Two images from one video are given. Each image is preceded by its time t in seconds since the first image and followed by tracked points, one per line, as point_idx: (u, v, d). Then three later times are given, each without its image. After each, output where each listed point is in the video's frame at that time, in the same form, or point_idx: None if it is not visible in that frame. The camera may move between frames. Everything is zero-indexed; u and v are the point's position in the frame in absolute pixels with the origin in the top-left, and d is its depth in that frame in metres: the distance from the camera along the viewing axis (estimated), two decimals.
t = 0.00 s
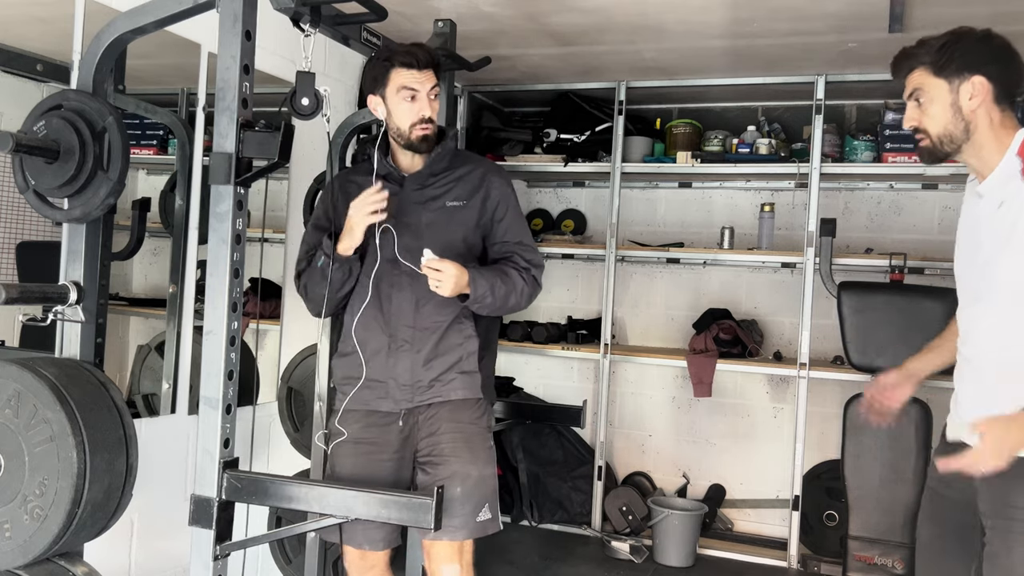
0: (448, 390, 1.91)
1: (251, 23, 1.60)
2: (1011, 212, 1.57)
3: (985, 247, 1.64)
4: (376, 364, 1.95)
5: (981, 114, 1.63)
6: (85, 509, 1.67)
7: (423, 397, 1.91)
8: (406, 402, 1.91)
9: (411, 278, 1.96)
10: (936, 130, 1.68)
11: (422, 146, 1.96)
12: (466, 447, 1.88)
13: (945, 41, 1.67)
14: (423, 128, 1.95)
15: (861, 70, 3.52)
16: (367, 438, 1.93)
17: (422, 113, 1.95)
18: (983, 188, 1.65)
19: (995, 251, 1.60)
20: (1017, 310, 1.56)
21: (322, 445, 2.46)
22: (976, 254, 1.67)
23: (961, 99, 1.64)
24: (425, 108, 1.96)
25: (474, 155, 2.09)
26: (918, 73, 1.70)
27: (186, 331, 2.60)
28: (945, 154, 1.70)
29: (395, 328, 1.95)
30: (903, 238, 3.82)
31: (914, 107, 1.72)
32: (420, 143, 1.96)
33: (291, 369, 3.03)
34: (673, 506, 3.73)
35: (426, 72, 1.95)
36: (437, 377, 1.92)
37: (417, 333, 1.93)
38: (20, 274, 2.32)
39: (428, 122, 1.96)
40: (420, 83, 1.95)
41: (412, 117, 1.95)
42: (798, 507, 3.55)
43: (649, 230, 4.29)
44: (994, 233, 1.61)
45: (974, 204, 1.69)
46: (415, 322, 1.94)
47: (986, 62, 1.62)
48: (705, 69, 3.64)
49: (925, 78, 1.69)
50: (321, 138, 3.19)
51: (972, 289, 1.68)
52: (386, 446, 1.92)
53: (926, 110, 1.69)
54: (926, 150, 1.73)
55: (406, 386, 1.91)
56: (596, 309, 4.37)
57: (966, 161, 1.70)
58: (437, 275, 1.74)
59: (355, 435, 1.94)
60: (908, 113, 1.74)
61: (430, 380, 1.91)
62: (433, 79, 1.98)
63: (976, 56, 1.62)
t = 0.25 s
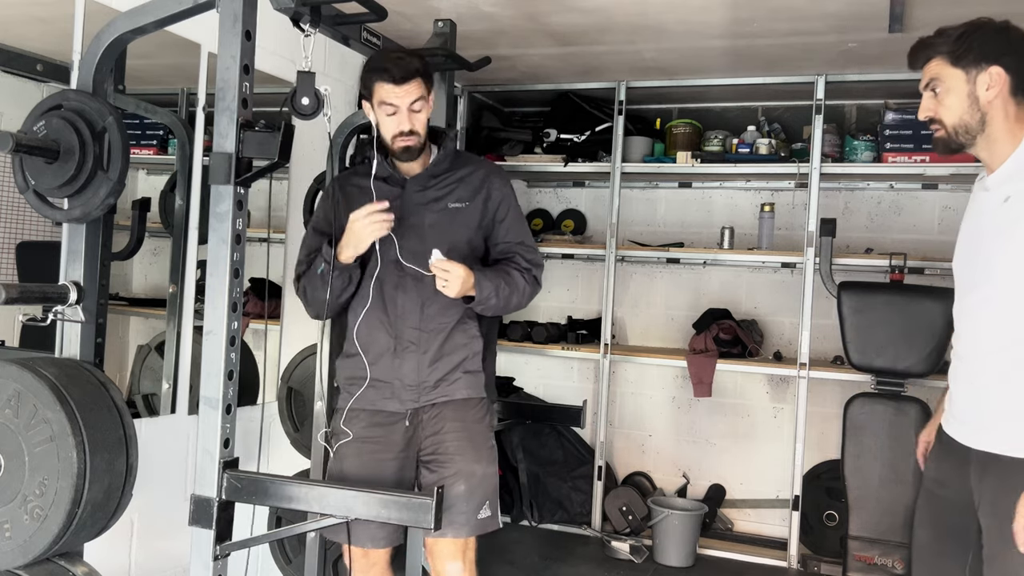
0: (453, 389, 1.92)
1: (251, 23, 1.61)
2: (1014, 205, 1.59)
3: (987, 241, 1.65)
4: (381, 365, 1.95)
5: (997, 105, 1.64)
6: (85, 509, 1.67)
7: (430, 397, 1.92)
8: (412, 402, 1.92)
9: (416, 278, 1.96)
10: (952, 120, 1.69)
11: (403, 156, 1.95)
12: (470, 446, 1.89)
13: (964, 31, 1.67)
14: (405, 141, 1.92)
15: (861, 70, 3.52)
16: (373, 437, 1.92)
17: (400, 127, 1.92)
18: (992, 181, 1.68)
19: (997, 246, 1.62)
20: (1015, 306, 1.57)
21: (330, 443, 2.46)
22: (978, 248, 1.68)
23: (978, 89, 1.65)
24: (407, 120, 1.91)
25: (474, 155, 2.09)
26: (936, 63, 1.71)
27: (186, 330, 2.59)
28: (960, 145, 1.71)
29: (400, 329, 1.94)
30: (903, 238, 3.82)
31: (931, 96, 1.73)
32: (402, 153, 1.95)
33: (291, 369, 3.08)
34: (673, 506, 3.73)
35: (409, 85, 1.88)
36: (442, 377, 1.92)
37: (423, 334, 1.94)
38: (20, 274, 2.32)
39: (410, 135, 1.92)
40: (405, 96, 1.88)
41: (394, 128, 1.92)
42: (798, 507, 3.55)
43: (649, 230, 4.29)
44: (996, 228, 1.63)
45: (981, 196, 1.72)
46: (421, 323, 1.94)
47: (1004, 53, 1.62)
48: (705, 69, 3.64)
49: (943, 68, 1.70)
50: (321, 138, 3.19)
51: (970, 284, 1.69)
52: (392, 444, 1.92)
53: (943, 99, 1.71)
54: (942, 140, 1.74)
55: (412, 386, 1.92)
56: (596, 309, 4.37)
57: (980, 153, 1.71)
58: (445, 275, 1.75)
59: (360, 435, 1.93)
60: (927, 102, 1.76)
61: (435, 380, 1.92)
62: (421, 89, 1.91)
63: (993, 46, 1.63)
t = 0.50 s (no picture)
0: (453, 390, 1.90)
1: (251, 23, 1.60)
2: (1018, 203, 1.59)
3: (990, 239, 1.65)
4: (383, 364, 1.96)
5: (1004, 104, 1.62)
6: (85, 509, 1.67)
7: (431, 398, 1.91)
8: (413, 402, 1.92)
9: (415, 278, 1.95)
10: (959, 119, 1.68)
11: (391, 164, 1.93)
12: (471, 445, 1.88)
13: (971, 29, 1.66)
14: (389, 151, 1.89)
15: (861, 70, 3.52)
16: (377, 433, 1.94)
17: (382, 139, 1.88)
18: (997, 179, 1.68)
19: (999, 244, 1.62)
20: (1016, 305, 1.57)
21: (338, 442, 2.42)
22: (982, 246, 1.68)
23: (985, 87, 1.63)
24: (389, 131, 1.87)
25: (478, 150, 2.05)
26: (943, 60, 1.69)
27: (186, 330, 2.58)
28: (967, 143, 1.69)
29: (400, 331, 1.95)
30: (903, 238, 3.82)
31: (938, 94, 1.72)
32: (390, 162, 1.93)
33: (291, 368, 2.99)
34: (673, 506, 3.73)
35: (384, 98, 1.81)
36: (442, 377, 1.91)
37: (422, 336, 1.93)
38: (20, 274, 2.32)
39: (394, 146, 1.89)
40: (383, 108, 1.83)
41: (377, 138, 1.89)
42: (798, 507, 3.55)
43: (649, 230, 4.29)
44: (999, 225, 1.63)
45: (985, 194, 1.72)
46: (421, 323, 1.93)
47: (1011, 51, 1.60)
48: (705, 69, 3.64)
49: (950, 65, 1.68)
50: (322, 138, 3.19)
51: (972, 282, 1.69)
52: (396, 440, 1.94)
53: (950, 98, 1.69)
54: (949, 138, 1.73)
55: (413, 387, 1.92)
56: (596, 309, 4.37)
57: (986, 152, 1.70)
58: (439, 263, 1.71)
59: (364, 432, 1.96)
60: (933, 100, 1.74)
61: (435, 381, 1.91)
62: (401, 98, 1.84)
63: (1001, 44, 1.61)
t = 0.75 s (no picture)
0: (460, 396, 1.86)
1: (251, 23, 1.60)
2: (1021, 204, 1.59)
3: (992, 239, 1.65)
4: (393, 367, 1.96)
5: (1010, 103, 1.61)
6: (85, 509, 1.67)
7: (438, 405, 1.88)
8: (419, 409, 1.90)
9: (423, 283, 1.93)
10: (964, 118, 1.67)
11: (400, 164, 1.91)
12: (478, 452, 1.84)
13: (976, 27, 1.64)
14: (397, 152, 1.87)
15: (861, 70, 3.52)
16: (387, 435, 1.94)
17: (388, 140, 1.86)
18: (1000, 179, 1.69)
19: (999, 244, 1.62)
20: (1015, 305, 1.57)
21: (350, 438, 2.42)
22: (983, 246, 1.68)
23: (991, 87, 1.62)
24: (394, 132, 1.84)
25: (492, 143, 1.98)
26: (947, 60, 1.67)
27: (187, 330, 2.57)
28: (973, 143, 1.69)
29: (408, 336, 1.93)
30: (903, 238, 3.82)
31: (942, 93, 1.70)
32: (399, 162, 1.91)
33: (291, 369, 2.92)
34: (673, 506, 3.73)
35: (385, 98, 1.78)
36: (448, 384, 1.87)
37: (429, 342, 1.90)
38: (20, 274, 2.32)
39: (400, 146, 1.86)
40: (387, 110, 1.80)
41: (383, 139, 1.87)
42: (798, 507, 3.55)
43: (649, 230, 4.29)
44: (1001, 225, 1.64)
45: (988, 193, 1.73)
46: (428, 329, 1.91)
47: (1017, 50, 1.59)
48: (706, 69, 3.64)
49: (955, 64, 1.66)
50: (322, 138, 3.19)
51: (972, 282, 1.69)
52: (404, 443, 1.92)
53: (955, 97, 1.67)
54: (954, 138, 1.72)
55: (419, 393, 1.90)
56: (596, 309, 4.37)
57: (990, 152, 1.70)
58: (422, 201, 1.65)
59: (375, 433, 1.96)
60: (937, 100, 1.72)
61: (440, 389, 1.88)
62: (403, 97, 1.80)
63: (1006, 43, 1.60)
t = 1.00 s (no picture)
0: (465, 401, 1.85)
1: (251, 23, 1.60)
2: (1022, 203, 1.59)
3: (993, 238, 1.65)
4: (402, 369, 1.96)
5: (1015, 102, 1.61)
6: (85, 509, 1.67)
7: (444, 409, 1.87)
8: (427, 413, 1.89)
9: (429, 285, 1.92)
10: (968, 116, 1.67)
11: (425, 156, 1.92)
12: (483, 458, 1.84)
13: (983, 25, 1.65)
14: (425, 141, 1.89)
15: (861, 70, 3.52)
16: (396, 437, 1.94)
17: (417, 130, 1.88)
18: (1003, 177, 1.68)
19: (1001, 243, 1.62)
20: (1016, 305, 1.57)
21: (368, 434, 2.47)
22: (984, 246, 1.68)
23: (996, 85, 1.62)
24: (422, 120, 1.87)
25: (502, 143, 1.95)
26: (954, 57, 1.68)
27: (186, 331, 2.59)
28: (976, 141, 1.69)
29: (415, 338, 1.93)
30: (903, 238, 3.82)
31: (948, 91, 1.71)
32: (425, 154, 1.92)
33: (291, 369, 2.92)
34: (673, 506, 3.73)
35: (414, 84, 1.81)
36: (454, 388, 1.86)
37: (436, 345, 1.89)
38: (20, 274, 2.32)
39: (428, 134, 1.88)
40: (416, 97, 1.83)
41: (410, 130, 1.88)
42: (798, 507, 3.55)
43: (649, 230, 4.29)
44: (1003, 225, 1.63)
45: (990, 192, 1.72)
46: (434, 332, 1.90)
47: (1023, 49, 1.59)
48: (706, 69, 3.64)
49: (961, 62, 1.67)
50: (322, 138, 3.19)
51: (973, 282, 1.69)
52: (414, 446, 1.92)
53: (960, 95, 1.68)
54: (958, 136, 1.73)
55: (426, 397, 1.89)
56: (596, 310, 4.37)
57: (993, 151, 1.70)
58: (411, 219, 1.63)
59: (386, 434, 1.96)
60: (942, 97, 1.73)
61: (447, 393, 1.87)
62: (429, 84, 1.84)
63: (1012, 41, 1.60)
